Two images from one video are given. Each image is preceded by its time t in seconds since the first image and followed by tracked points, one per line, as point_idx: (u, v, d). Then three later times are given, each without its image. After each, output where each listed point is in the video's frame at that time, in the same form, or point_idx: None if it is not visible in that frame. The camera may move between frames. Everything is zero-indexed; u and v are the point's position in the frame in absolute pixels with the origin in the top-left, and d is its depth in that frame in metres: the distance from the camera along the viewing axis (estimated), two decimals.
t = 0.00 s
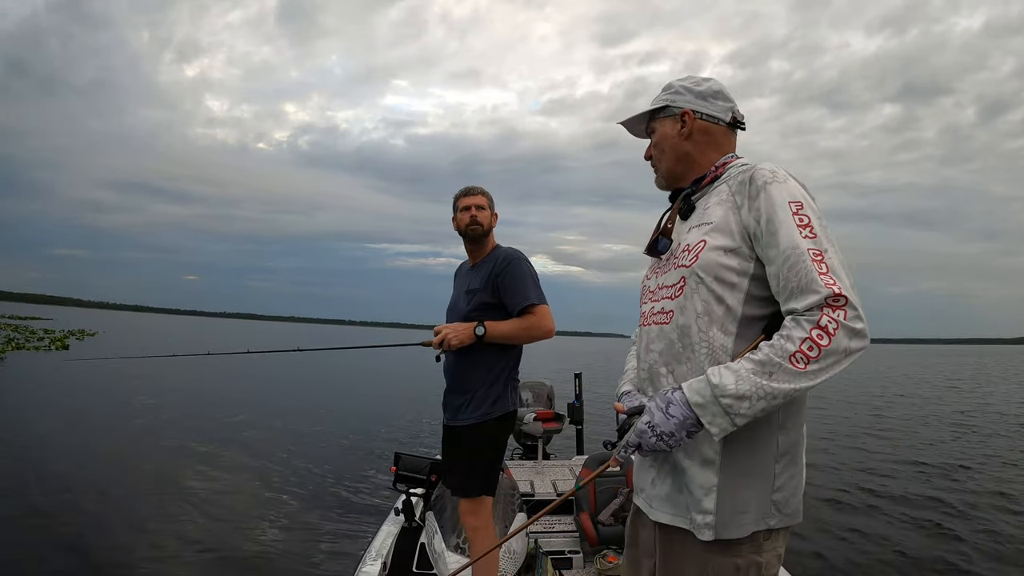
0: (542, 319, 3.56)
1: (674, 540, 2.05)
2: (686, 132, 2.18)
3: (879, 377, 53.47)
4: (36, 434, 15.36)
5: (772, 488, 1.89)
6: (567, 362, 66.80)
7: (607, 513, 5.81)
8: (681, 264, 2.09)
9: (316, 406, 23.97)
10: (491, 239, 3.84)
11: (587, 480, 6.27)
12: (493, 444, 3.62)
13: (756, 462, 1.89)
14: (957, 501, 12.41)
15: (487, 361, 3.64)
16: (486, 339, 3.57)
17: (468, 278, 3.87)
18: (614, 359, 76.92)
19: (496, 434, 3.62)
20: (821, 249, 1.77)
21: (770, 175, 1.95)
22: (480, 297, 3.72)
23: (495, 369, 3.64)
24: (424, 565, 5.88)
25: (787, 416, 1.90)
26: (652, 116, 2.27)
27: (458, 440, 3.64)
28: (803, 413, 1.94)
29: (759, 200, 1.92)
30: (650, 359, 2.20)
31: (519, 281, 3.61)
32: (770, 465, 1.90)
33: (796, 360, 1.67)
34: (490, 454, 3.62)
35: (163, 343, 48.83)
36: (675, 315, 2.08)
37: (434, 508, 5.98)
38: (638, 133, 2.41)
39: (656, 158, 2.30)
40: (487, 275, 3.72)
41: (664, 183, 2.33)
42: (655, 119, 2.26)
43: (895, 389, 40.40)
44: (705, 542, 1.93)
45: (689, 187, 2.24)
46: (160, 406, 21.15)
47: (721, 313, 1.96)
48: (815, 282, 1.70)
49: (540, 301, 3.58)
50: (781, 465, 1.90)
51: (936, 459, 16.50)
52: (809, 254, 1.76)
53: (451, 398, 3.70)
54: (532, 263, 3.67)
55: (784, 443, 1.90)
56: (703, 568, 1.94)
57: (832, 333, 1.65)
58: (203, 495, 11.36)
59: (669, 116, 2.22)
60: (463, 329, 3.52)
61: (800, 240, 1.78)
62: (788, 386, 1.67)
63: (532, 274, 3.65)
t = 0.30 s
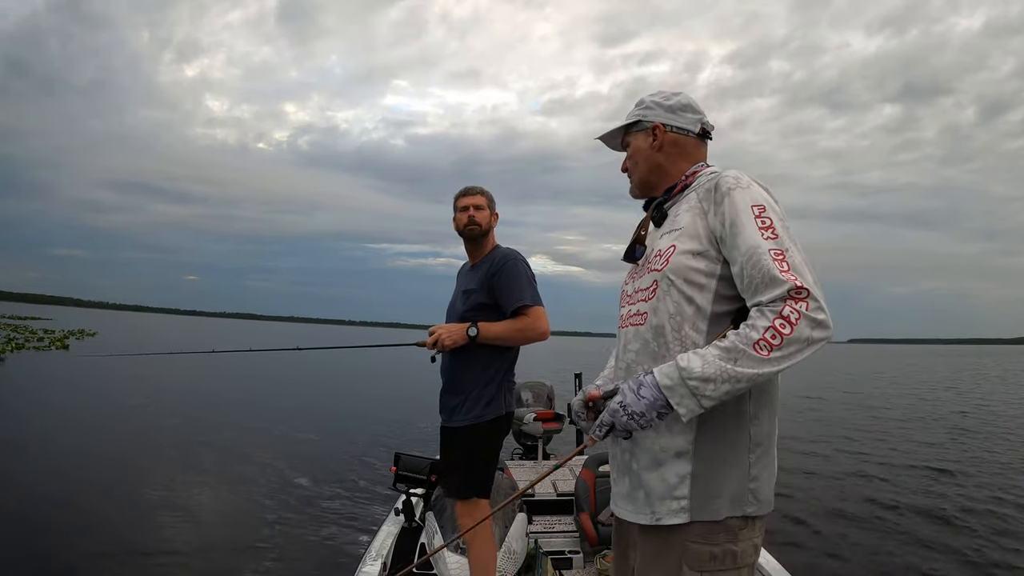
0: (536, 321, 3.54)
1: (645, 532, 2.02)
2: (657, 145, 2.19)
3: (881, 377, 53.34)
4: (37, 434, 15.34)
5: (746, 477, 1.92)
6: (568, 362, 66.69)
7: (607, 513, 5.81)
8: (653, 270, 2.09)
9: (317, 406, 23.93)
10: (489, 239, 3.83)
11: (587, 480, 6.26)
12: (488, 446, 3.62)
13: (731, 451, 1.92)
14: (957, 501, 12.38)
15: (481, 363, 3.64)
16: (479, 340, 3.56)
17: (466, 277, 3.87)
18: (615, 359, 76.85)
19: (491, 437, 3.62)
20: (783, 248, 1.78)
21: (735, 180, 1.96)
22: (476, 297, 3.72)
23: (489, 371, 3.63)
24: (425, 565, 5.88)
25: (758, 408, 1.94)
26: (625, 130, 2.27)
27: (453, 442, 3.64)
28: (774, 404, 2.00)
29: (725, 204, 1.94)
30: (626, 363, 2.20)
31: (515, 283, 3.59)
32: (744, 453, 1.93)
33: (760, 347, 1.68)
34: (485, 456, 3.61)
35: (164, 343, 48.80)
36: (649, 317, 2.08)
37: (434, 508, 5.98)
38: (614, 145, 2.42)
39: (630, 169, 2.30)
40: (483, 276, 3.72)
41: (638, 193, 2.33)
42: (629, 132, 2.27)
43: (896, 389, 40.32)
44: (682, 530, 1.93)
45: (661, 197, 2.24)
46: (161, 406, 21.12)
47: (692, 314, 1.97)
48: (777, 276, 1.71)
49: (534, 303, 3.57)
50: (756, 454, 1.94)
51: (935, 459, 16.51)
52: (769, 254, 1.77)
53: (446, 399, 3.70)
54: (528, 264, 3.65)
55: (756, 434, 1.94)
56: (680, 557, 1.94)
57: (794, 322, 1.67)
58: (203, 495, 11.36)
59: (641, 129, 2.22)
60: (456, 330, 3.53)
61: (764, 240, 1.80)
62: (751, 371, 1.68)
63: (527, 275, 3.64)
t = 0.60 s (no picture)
0: (533, 321, 3.53)
1: (629, 526, 2.02)
2: (643, 154, 2.17)
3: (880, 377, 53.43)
4: (36, 433, 15.30)
5: (725, 472, 1.92)
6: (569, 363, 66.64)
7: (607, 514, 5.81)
8: (635, 272, 2.10)
9: (318, 406, 23.88)
10: (485, 236, 3.82)
11: (587, 480, 6.26)
12: (485, 447, 3.62)
13: (708, 446, 1.91)
14: (953, 501, 12.41)
15: (478, 363, 3.63)
16: (475, 340, 3.56)
17: (465, 276, 3.87)
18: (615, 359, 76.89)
19: (487, 438, 3.61)
20: (761, 252, 1.78)
21: (713, 188, 1.97)
22: (473, 296, 3.73)
23: (486, 370, 3.63)
24: (425, 565, 5.87)
25: (734, 403, 1.94)
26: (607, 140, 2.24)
27: (449, 443, 3.64)
28: (751, 399, 1.99)
29: (704, 210, 1.94)
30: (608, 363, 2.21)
31: (513, 284, 3.58)
32: (722, 449, 1.93)
33: (737, 343, 1.69)
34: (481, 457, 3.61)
35: (163, 342, 48.71)
36: (632, 317, 2.08)
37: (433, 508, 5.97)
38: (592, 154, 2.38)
39: (615, 180, 2.28)
40: (480, 275, 3.71)
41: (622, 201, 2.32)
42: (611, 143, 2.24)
43: (895, 390, 40.43)
44: (661, 525, 1.93)
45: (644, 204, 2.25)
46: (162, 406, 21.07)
47: (672, 315, 1.97)
48: (754, 278, 1.72)
49: (531, 302, 3.56)
50: (731, 450, 1.94)
51: (934, 459, 16.55)
52: (748, 257, 1.77)
53: (442, 399, 3.70)
54: (524, 263, 3.63)
55: (733, 429, 1.94)
56: (658, 550, 1.94)
57: (771, 320, 1.68)
58: (203, 494, 11.33)
59: (625, 140, 2.21)
60: (452, 330, 3.53)
61: (742, 244, 1.80)
62: (728, 365, 1.69)
63: (524, 275, 3.62)
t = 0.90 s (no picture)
0: (527, 322, 3.51)
1: (628, 524, 2.03)
2: (641, 155, 2.18)
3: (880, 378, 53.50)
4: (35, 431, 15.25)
5: (720, 467, 1.92)
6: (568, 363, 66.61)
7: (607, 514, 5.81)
8: (632, 273, 2.09)
9: (317, 405, 23.86)
10: (479, 233, 3.81)
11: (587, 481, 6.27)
12: (481, 448, 3.62)
13: (704, 442, 1.91)
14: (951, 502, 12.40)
15: (474, 365, 3.63)
16: (471, 342, 3.56)
17: (461, 275, 3.88)
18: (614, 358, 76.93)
19: (484, 439, 3.62)
20: (757, 253, 1.79)
21: (707, 190, 1.98)
22: (467, 296, 3.73)
23: (482, 371, 3.63)
24: (425, 565, 5.86)
25: (728, 400, 1.95)
26: (599, 141, 2.19)
27: (447, 445, 3.64)
28: (744, 397, 2.00)
29: (700, 212, 1.94)
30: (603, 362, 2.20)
31: (507, 284, 3.57)
32: (717, 445, 1.93)
33: (740, 338, 1.69)
34: (479, 459, 3.60)
35: (163, 340, 48.65)
36: (629, 318, 2.07)
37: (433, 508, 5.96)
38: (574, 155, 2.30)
39: (610, 183, 2.24)
40: (474, 274, 3.72)
41: (610, 204, 2.28)
42: (604, 144, 2.19)
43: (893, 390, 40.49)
44: (659, 523, 1.92)
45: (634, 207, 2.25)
46: (161, 405, 21.05)
47: (669, 316, 1.97)
48: (754, 277, 1.72)
49: (526, 303, 3.54)
50: (726, 446, 1.94)
51: (932, 460, 16.61)
52: (746, 258, 1.77)
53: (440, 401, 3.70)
54: (517, 261, 3.60)
55: (727, 426, 1.95)
56: (655, 547, 1.94)
57: (771, 318, 1.69)
58: (203, 493, 11.31)
59: (620, 140, 2.18)
60: (447, 332, 3.53)
61: (740, 245, 1.81)
62: (732, 361, 1.69)
63: (518, 274, 3.60)
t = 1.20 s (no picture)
0: (522, 322, 3.49)
1: (638, 527, 2.01)
2: (632, 150, 2.19)
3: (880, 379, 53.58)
4: (34, 429, 15.22)
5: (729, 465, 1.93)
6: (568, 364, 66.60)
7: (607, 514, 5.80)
8: (633, 272, 2.08)
9: (316, 405, 23.84)
10: (475, 230, 3.81)
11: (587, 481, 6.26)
12: (480, 449, 3.62)
13: (714, 442, 1.91)
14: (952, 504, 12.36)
15: (471, 365, 3.63)
16: (466, 342, 3.56)
17: (459, 273, 3.89)
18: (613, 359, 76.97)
19: (481, 440, 3.61)
20: (760, 252, 1.80)
21: (704, 188, 1.98)
22: (463, 295, 3.74)
23: (479, 371, 3.62)
24: (425, 566, 5.84)
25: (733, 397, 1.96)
26: (588, 138, 2.19)
27: (446, 446, 3.64)
28: (745, 394, 2.02)
29: (701, 209, 1.94)
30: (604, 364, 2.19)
31: (501, 284, 3.55)
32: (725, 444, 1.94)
33: (751, 337, 1.69)
34: (477, 460, 3.60)
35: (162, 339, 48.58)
36: (632, 319, 2.07)
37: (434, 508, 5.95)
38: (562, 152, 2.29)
39: (601, 179, 2.23)
40: (470, 273, 3.72)
41: (602, 201, 2.28)
42: (594, 141, 2.19)
43: (892, 392, 40.44)
44: (672, 524, 1.92)
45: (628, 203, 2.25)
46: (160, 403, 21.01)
47: (672, 315, 1.96)
48: (760, 275, 1.73)
49: (520, 302, 3.52)
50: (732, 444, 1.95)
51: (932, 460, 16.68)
52: (750, 257, 1.78)
53: (438, 403, 3.70)
54: (511, 260, 3.58)
55: (733, 423, 1.96)
56: (668, 547, 1.93)
57: (779, 316, 1.69)
58: (204, 492, 11.30)
59: (611, 136, 2.17)
60: (442, 332, 3.52)
61: (745, 243, 1.81)
62: (745, 360, 1.69)
63: (514, 273, 3.57)
